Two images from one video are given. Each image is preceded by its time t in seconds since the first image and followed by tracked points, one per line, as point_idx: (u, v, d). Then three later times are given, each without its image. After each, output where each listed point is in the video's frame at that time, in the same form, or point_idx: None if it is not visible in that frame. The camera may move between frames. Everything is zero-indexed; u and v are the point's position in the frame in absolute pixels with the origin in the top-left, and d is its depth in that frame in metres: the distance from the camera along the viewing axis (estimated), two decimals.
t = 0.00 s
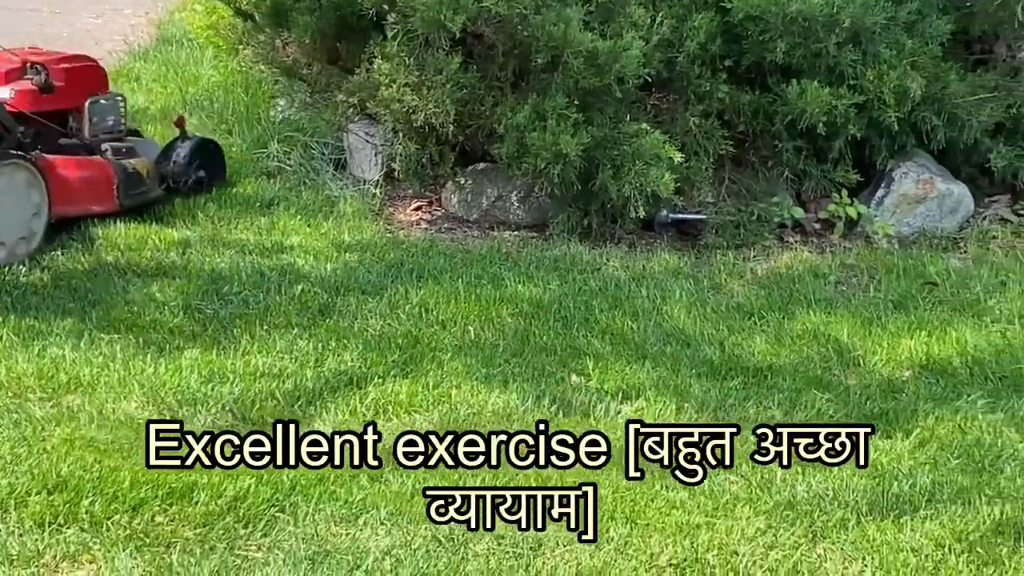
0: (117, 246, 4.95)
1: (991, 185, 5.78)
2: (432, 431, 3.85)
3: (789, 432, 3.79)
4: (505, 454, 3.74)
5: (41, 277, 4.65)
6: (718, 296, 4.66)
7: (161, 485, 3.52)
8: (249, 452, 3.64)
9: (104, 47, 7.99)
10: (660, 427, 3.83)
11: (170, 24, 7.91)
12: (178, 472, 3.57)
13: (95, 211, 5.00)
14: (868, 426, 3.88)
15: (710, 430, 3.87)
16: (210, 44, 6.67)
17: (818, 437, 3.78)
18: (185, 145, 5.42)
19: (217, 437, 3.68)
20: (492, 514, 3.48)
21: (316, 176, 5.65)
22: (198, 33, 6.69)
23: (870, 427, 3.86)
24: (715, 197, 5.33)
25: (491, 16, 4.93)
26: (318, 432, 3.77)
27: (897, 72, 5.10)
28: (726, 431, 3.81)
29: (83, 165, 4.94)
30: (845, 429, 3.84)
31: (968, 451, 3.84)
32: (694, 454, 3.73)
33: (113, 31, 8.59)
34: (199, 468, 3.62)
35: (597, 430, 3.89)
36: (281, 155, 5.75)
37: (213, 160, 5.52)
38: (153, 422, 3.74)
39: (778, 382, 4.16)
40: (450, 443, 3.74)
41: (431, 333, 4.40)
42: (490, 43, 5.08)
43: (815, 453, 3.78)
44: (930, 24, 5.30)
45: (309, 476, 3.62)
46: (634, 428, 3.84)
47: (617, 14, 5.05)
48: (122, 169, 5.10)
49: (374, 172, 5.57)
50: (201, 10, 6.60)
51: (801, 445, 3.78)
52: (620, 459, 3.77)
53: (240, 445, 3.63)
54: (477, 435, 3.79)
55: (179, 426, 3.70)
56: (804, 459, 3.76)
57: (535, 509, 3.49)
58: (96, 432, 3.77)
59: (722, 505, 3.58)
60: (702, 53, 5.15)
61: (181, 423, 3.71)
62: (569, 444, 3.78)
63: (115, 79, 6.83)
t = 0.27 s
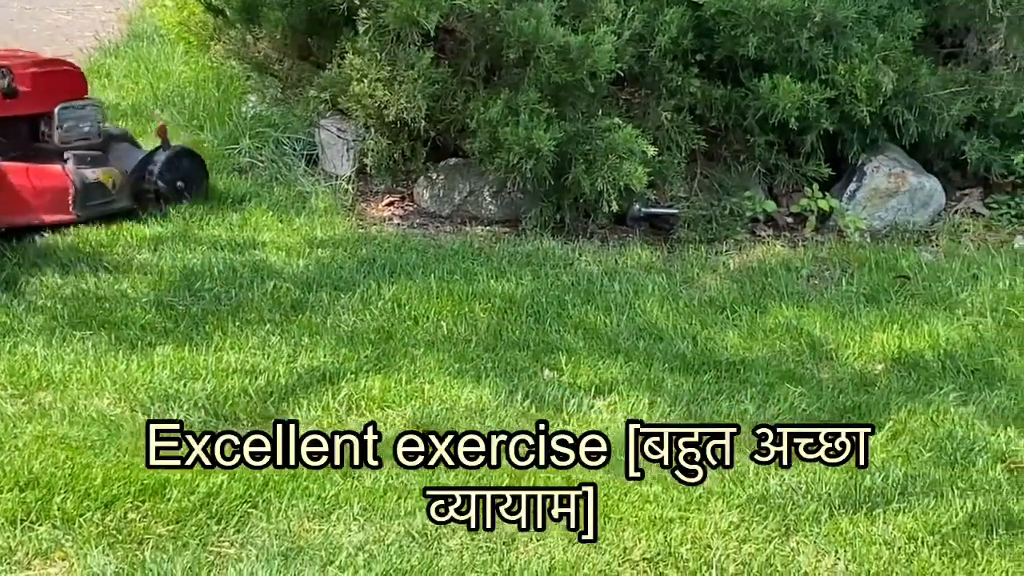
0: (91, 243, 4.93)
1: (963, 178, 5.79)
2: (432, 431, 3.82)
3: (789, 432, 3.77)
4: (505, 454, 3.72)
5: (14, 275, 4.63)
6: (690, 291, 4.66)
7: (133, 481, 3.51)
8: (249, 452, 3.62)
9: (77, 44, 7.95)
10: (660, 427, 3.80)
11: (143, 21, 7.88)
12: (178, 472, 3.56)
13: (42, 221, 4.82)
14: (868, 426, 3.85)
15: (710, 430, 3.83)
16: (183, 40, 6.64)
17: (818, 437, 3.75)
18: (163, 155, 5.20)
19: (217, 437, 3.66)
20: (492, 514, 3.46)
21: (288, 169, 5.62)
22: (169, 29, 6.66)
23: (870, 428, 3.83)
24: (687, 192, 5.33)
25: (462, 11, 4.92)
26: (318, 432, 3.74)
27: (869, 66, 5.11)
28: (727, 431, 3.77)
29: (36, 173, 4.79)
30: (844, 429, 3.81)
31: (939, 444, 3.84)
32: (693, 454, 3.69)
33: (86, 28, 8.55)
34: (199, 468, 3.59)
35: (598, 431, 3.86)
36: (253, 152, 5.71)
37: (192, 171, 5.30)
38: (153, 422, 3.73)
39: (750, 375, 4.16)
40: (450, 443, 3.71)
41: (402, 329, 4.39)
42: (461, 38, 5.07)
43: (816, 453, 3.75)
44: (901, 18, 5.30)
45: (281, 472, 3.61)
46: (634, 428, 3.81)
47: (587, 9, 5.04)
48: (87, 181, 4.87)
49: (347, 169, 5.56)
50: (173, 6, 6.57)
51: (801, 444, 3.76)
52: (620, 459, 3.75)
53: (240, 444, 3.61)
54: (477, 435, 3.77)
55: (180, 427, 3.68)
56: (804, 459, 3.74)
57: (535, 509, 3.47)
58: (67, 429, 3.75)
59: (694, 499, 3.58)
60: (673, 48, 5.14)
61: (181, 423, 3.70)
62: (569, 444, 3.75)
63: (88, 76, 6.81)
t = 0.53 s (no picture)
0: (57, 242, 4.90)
1: (926, 172, 5.80)
2: (432, 431, 3.80)
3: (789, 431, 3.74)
4: (505, 454, 3.70)
5: None
6: (655, 285, 4.66)
7: (97, 479, 3.49)
8: (249, 452, 3.61)
9: (41, 40, 7.90)
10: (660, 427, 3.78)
11: (107, 18, 7.84)
12: (178, 472, 3.54)
13: None
14: (867, 426, 3.82)
15: (710, 430, 3.81)
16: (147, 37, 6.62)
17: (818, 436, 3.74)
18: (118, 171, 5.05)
19: (217, 437, 3.64)
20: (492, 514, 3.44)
21: (252, 169, 5.58)
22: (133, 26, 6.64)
23: (869, 427, 3.81)
24: (653, 187, 5.34)
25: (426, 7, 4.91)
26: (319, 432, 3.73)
27: (832, 61, 5.11)
28: (726, 431, 3.76)
29: None
30: (844, 429, 3.79)
31: (900, 437, 3.84)
32: (694, 454, 3.67)
33: (50, 24, 8.50)
34: (199, 468, 3.58)
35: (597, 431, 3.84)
36: (218, 149, 5.69)
37: (152, 189, 5.13)
38: (153, 422, 3.72)
39: (716, 370, 4.16)
40: (450, 443, 3.69)
41: (368, 325, 4.38)
42: (426, 35, 5.06)
43: (816, 453, 3.73)
44: (865, 14, 5.32)
45: (247, 469, 3.59)
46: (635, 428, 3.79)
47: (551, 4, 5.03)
48: (29, 196, 4.74)
49: (313, 165, 5.55)
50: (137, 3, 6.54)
51: (801, 444, 3.73)
52: (620, 459, 3.73)
53: (241, 445, 3.60)
54: (477, 435, 3.75)
55: (179, 427, 3.66)
56: (804, 459, 3.71)
57: (535, 509, 3.45)
58: (30, 427, 3.73)
59: (659, 493, 3.58)
60: (638, 43, 5.14)
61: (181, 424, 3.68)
62: (569, 443, 3.73)
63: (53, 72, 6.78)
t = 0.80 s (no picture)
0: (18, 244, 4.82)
1: (883, 167, 5.78)
2: (432, 431, 3.72)
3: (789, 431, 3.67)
4: (505, 455, 3.64)
5: None
6: (613, 281, 4.65)
7: (49, 479, 3.42)
8: (249, 452, 3.55)
9: None
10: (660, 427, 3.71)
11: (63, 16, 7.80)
12: (177, 473, 3.49)
13: None
14: (867, 426, 3.75)
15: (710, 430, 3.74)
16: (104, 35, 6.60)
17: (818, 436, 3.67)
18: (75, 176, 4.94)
19: (216, 437, 3.58)
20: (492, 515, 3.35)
21: (209, 164, 5.57)
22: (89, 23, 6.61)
23: (869, 427, 3.73)
24: (611, 182, 5.33)
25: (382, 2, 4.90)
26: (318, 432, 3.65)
27: (788, 57, 5.13)
28: (726, 430, 3.67)
29: None
30: (844, 429, 3.72)
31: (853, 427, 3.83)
32: (693, 454, 3.60)
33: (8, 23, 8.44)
34: (199, 468, 3.53)
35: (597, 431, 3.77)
36: (174, 146, 5.66)
37: (109, 194, 5.05)
38: (153, 422, 3.65)
39: (672, 366, 4.14)
40: (450, 443, 3.62)
41: (323, 321, 4.36)
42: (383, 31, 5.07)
43: (816, 453, 3.66)
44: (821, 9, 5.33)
45: (201, 467, 3.54)
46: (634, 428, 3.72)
47: None
48: None
49: (270, 162, 5.52)
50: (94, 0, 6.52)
51: (801, 444, 3.67)
52: (620, 459, 3.66)
53: (240, 444, 3.53)
54: (476, 435, 3.68)
55: (178, 427, 3.60)
56: (804, 459, 3.65)
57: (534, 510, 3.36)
58: None
59: (615, 490, 3.53)
60: (595, 39, 5.14)
61: (181, 424, 3.61)
62: (569, 444, 3.66)
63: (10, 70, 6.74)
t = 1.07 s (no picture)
0: None
1: (840, 161, 5.82)
2: (432, 431, 3.63)
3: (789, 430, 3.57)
4: (506, 455, 3.54)
5: None
6: (570, 275, 4.65)
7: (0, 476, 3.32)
8: (249, 452, 3.45)
9: None
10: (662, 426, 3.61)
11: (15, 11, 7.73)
12: (176, 473, 3.40)
13: None
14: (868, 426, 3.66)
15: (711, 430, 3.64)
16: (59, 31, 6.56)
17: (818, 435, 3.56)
18: (42, 173, 4.90)
19: (216, 437, 3.48)
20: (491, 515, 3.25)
21: (165, 159, 5.60)
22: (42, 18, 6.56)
23: (870, 428, 3.64)
24: (569, 176, 5.34)
25: None
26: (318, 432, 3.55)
27: (744, 51, 5.17)
28: (726, 430, 3.59)
29: None
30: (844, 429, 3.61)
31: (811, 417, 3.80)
32: (694, 454, 3.50)
33: None
34: (199, 468, 3.44)
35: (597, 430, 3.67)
36: (130, 141, 5.70)
37: (79, 192, 5.00)
38: (153, 422, 3.56)
39: (629, 359, 4.12)
40: (450, 442, 3.53)
41: (279, 317, 4.32)
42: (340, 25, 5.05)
43: (815, 454, 3.55)
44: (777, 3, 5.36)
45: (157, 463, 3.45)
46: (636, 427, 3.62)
47: None
48: None
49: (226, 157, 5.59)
50: None
51: (801, 445, 3.56)
52: (621, 459, 3.56)
53: (240, 444, 3.44)
54: (476, 435, 3.59)
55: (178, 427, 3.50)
56: (804, 459, 3.54)
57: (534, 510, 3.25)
58: None
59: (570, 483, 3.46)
60: (552, 33, 5.14)
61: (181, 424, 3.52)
62: (569, 443, 3.55)
63: None
